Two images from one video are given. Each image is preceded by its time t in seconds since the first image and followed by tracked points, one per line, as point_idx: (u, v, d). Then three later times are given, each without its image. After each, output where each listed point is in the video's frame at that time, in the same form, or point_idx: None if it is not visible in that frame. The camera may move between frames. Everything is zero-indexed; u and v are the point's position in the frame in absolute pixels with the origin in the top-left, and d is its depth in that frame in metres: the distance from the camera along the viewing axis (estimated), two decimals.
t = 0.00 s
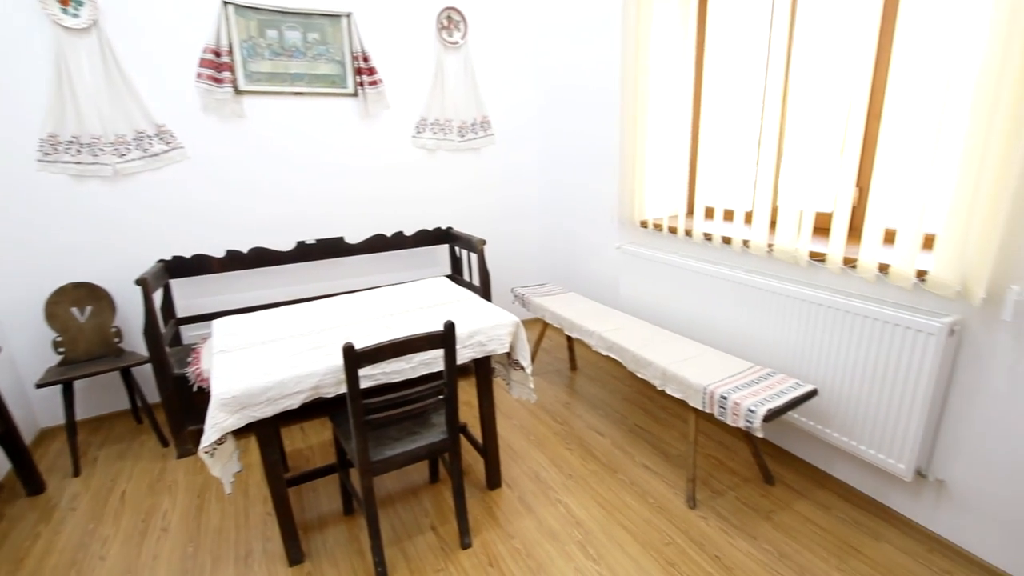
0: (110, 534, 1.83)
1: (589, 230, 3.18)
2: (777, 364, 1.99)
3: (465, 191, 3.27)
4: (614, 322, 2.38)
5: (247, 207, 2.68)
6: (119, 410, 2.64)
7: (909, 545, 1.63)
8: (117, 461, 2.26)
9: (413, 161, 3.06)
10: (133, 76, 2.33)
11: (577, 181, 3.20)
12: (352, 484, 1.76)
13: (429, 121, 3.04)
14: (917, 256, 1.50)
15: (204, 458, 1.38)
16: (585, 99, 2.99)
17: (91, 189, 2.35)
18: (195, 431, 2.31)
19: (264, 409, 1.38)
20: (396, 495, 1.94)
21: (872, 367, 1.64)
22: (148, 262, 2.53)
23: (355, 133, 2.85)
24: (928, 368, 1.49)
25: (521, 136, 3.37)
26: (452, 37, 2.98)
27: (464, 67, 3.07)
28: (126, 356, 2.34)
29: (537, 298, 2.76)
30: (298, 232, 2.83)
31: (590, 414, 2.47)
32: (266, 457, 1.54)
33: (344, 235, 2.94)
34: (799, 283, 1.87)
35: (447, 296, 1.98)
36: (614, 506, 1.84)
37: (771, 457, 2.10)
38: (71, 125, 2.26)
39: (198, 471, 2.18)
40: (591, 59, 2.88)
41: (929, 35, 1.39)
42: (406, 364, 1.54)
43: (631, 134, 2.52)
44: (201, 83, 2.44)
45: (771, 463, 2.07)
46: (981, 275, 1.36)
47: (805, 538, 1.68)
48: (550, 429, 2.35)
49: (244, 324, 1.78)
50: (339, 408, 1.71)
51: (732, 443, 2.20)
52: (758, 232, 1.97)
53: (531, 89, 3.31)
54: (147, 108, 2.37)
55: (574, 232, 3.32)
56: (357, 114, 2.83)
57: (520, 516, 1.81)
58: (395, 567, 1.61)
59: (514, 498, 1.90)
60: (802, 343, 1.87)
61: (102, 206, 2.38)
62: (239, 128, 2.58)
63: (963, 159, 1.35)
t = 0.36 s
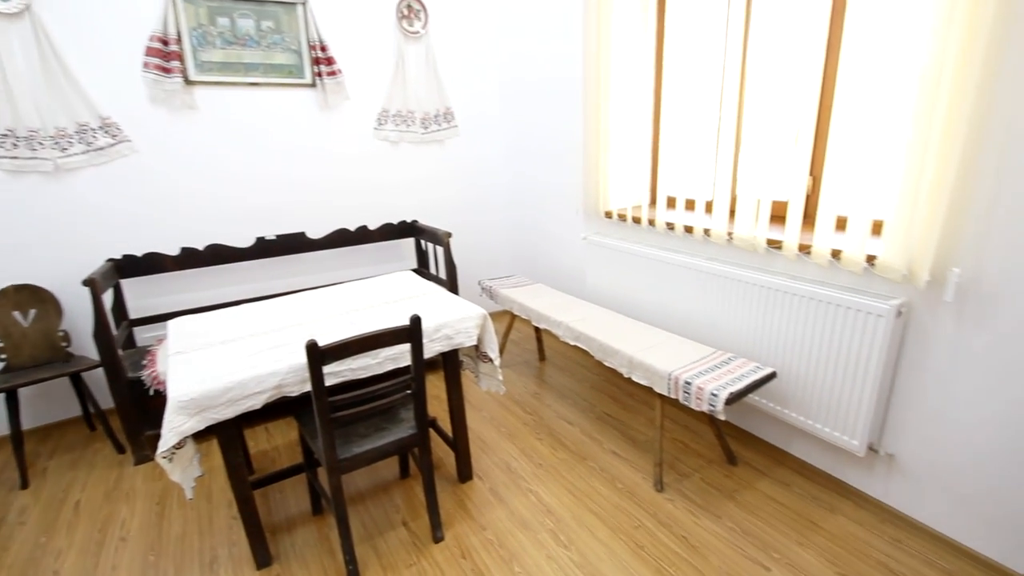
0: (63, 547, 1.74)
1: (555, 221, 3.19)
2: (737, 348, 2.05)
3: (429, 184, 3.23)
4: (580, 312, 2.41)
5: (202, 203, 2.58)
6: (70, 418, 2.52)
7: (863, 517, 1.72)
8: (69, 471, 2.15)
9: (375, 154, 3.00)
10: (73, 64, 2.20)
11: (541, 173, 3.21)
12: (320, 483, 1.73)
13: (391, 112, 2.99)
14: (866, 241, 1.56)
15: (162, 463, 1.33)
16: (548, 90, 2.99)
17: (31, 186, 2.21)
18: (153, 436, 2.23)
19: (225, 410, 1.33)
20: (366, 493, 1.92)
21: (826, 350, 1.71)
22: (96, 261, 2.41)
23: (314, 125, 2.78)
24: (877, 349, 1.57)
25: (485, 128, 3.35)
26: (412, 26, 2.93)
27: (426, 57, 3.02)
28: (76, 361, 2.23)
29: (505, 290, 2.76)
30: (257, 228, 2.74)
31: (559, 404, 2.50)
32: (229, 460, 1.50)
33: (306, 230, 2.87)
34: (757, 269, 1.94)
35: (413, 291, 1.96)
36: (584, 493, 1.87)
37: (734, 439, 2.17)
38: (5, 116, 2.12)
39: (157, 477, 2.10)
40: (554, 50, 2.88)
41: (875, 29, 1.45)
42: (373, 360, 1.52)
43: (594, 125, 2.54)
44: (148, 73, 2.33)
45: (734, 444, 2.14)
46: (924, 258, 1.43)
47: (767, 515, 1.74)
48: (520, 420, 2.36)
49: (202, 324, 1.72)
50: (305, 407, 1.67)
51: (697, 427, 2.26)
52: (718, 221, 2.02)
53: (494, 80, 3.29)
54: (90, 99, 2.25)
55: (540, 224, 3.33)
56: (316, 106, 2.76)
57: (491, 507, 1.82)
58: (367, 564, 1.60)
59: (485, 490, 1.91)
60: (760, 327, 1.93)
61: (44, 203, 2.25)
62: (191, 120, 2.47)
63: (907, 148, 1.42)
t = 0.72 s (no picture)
0: (19, 560, 1.67)
1: (523, 212, 3.19)
2: (703, 333, 2.10)
3: (396, 175, 3.19)
4: (550, 302, 2.42)
5: (157, 197, 2.47)
6: (21, 425, 2.40)
7: (824, 492, 1.79)
8: (22, 481, 2.05)
9: (339, 145, 2.94)
10: (10, 51, 2.06)
11: (508, 163, 3.20)
12: (290, 482, 1.70)
13: (355, 102, 2.92)
14: (823, 227, 1.62)
15: (122, 468, 1.28)
16: (514, 80, 2.97)
17: None
18: (112, 441, 2.14)
19: (187, 411, 1.29)
20: (338, 489, 1.90)
21: (787, 332, 1.77)
22: (44, 261, 2.29)
23: (274, 115, 2.70)
24: (835, 330, 1.63)
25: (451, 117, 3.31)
26: (374, 14, 2.86)
27: (389, 46, 2.96)
28: (26, 365, 2.13)
29: (475, 281, 2.75)
30: (217, 223, 2.65)
31: (532, 393, 2.51)
32: (194, 462, 1.45)
33: (268, 224, 2.79)
34: (721, 256, 1.98)
35: (380, 284, 1.94)
36: (558, 480, 1.89)
37: (702, 422, 2.22)
38: None
39: (119, 483, 2.03)
40: (519, 39, 2.86)
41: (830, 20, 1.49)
42: (341, 355, 1.49)
43: (561, 115, 2.54)
44: (94, 61, 2.21)
45: (702, 427, 2.19)
46: (878, 242, 1.49)
47: (735, 494, 1.80)
48: (493, 411, 2.37)
49: (160, 324, 1.66)
50: (272, 405, 1.64)
51: (666, 411, 2.31)
52: (683, 208, 2.05)
53: (459, 69, 3.26)
54: (30, 88, 2.12)
55: (509, 214, 3.33)
56: (276, 95, 2.68)
57: (466, 498, 1.82)
58: (341, 561, 1.58)
59: (459, 481, 1.91)
60: (725, 312, 1.98)
61: None
62: (142, 110, 2.37)
63: (861, 136, 1.47)
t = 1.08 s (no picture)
0: None
1: (485, 206, 3.18)
2: (664, 323, 2.15)
3: (354, 171, 3.12)
4: (515, 296, 2.42)
5: (99, 197, 2.34)
6: None
7: (781, 471, 1.86)
8: None
9: (294, 141, 2.85)
10: None
11: (469, 158, 3.18)
12: (252, 489, 1.65)
13: (309, 96, 2.84)
14: (775, 216, 1.68)
15: (69, 484, 1.21)
16: (473, 74, 2.95)
17: None
18: (57, 456, 2.03)
19: (138, 421, 1.24)
20: (303, 494, 1.85)
21: (744, 319, 1.83)
22: None
23: (224, 110, 2.59)
24: (788, 316, 1.69)
25: (410, 112, 3.26)
26: (327, 5, 2.78)
27: (344, 38, 2.89)
28: None
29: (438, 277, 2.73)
30: (166, 223, 2.53)
31: (499, 388, 2.52)
32: (147, 474, 1.39)
33: (221, 224, 2.69)
34: (680, 247, 2.03)
35: (341, 283, 1.89)
36: (526, 473, 1.91)
37: (665, 409, 2.27)
38: None
39: (67, 500, 1.93)
40: (476, 32, 2.84)
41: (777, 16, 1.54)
42: (302, 357, 1.46)
43: (521, 109, 2.53)
44: (25, 53, 2.05)
45: (666, 414, 2.24)
46: (826, 230, 1.55)
47: (698, 478, 1.85)
48: (460, 407, 2.36)
49: (106, 330, 1.58)
50: (230, 411, 1.58)
51: (631, 400, 2.36)
52: (642, 201, 2.09)
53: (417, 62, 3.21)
54: None
55: (471, 209, 3.31)
56: (225, 89, 2.57)
57: (435, 496, 1.81)
58: (308, 566, 1.55)
59: (428, 479, 1.90)
60: (684, 301, 2.02)
61: None
62: (79, 105, 2.23)
63: (808, 128, 1.52)
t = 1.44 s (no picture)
0: None
1: (446, 201, 3.16)
2: (625, 312, 2.18)
3: (310, 167, 3.04)
4: (478, 291, 2.42)
5: (33, 198, 2.20)
6: None
7: (741, 452, 1.93)
8: None
9: (245, 136, 2.75)
10: None
11: (429, 152, 3.14)
12: (212, 498, 1.60)
13: (260, 90, 2.74)
14: (729, 205, 1.72)
15: (10, 503, 1.14)
16: (430, 66, 2.91)
17: None
18: None
19: (85, 432, 1.18)
20: (266, 500, 1.80)
21: (701, 307, 1.88)
22: None
23: (168, 105, 2.47)
24: (743, 302, 1.75)
25: (367, 105, 3.20)
26: None
27: (295, 29, 2.79)
28: None
29: (400, 273, 2.69)
30: (109, 224, 2.41)
31: (465, 383, 2.51)
32: (96, 489, 1.32)
33: (169, 224, 2.57)
34: (639, 237, 2.06)
35: (299, 282, 1.85)
36: (495, 467, 1.91)
37: (629, 397, 2.32)
38: None
39: (9, 521, 1.82)
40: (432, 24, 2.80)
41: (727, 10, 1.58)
42: (259, 359, 1.41)
43: (479, 102, 2.52)
44: None
45: (630, 402, 2.29)
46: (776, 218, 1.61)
47: (663, 463, 1.90)
48: (427, 403, 2.34)
49: (44, 340, 1.49)
50: (185, 418, 1.52)
51: (597, 390, 2.39)
52: (601, 193, 2.11)
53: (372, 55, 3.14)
54: None
55: (432, 204, 3.28)
56: (169, 83, 2.45)
57: (404, 494, 1.80)
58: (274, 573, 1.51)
59: (396, 478, 1.88)
60: (644, 291, 2.06)
61: None
62: (7, 100, 2.08)
63: (758, 120, 1.57)
